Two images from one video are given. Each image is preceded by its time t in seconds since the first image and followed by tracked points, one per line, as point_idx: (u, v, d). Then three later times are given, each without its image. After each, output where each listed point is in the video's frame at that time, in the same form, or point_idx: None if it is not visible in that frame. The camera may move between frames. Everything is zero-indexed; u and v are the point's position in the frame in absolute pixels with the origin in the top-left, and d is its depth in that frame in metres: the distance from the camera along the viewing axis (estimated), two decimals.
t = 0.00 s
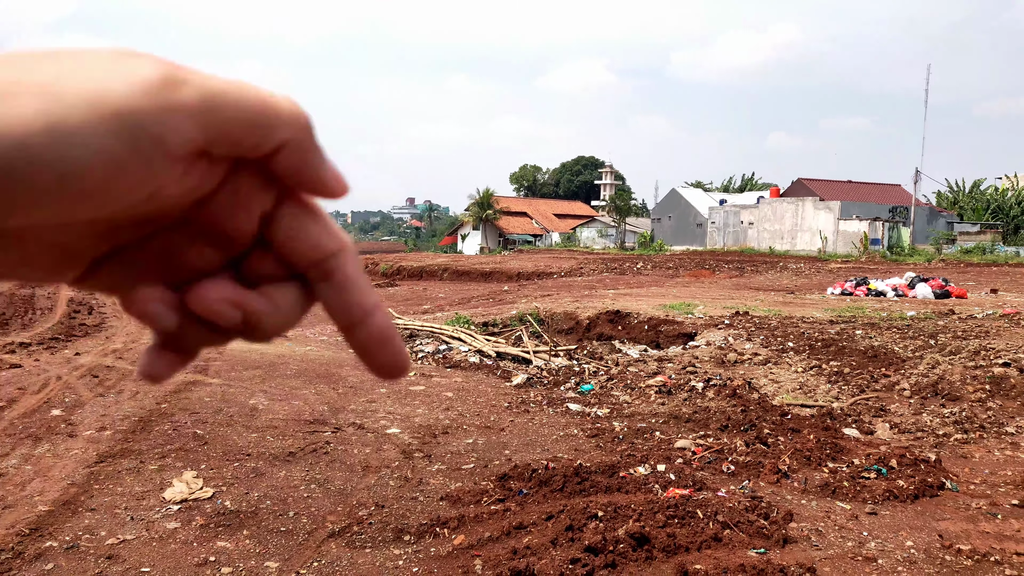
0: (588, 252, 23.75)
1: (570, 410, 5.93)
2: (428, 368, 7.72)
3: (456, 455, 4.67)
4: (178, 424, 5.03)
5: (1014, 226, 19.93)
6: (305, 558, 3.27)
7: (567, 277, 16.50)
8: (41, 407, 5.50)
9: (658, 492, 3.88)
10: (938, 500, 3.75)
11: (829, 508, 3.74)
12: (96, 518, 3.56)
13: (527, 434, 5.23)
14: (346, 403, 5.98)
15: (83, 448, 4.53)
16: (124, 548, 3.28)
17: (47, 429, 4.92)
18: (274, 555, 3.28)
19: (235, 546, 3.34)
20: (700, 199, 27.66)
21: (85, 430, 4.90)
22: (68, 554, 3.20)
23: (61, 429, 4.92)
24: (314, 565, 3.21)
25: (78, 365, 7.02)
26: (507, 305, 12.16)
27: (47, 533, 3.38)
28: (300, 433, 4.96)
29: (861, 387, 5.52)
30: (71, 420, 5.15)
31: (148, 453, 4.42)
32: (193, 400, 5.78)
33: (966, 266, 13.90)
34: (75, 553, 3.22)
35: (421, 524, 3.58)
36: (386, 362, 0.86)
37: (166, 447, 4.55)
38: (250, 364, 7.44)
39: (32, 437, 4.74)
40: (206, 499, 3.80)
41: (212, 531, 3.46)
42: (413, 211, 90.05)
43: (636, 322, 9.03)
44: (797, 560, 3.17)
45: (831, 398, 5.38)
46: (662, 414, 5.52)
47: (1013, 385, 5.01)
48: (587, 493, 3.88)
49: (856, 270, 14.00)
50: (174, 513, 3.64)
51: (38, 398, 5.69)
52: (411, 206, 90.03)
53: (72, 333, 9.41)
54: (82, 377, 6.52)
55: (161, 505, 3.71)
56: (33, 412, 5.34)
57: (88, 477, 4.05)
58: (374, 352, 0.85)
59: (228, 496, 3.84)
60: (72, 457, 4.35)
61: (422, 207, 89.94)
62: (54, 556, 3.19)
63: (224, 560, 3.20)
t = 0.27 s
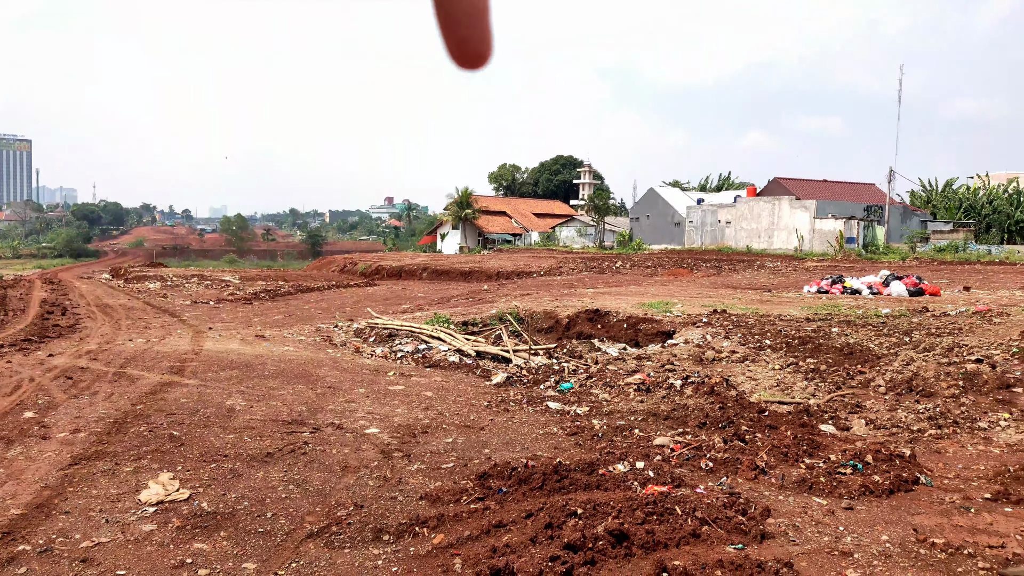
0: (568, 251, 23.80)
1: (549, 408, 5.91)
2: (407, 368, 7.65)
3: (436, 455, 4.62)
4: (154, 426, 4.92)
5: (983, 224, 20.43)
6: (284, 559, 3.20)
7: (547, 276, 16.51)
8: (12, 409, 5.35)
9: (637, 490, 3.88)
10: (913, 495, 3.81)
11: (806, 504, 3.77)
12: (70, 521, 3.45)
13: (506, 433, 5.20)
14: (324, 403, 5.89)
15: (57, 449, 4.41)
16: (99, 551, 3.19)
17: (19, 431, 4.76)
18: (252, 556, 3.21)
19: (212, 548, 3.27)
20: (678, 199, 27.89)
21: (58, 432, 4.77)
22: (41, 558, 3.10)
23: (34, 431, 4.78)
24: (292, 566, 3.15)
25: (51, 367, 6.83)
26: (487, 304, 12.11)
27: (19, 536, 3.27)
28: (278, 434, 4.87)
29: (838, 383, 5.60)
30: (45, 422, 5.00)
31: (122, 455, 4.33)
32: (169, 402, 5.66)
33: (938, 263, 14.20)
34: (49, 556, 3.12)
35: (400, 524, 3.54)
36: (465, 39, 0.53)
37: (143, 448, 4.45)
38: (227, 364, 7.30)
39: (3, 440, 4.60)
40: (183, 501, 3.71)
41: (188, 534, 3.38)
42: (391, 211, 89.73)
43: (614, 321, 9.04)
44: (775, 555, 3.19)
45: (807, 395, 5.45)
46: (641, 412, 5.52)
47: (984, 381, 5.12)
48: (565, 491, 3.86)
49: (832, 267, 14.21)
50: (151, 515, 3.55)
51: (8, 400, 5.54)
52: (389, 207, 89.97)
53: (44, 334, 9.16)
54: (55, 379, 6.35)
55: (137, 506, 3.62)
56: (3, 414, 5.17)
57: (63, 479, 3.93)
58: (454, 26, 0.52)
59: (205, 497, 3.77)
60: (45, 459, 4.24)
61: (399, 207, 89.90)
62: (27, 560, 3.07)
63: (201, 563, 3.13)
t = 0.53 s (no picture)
0: (554, 251, 23.82)
1: (535, 408, 5.89)
2: (393, 368, 7.59)
3: (422, 456, 4.58)
4: (136, 428, 4.84)
5: (963, 224, 20.74)
6: (269, 561, 3.15)
7: (533, 276, 16.50)
8: None
9: (622, 489, 3.87)
10: (895, 493, 3.84)
11: (790, 503, 3.79)
12: (50, 523, 3.37)
13: (493, 434, 5.17)
14: (309, 404, 5.82)
15: (37, 452, 4.32)
16: (80, 554, 3.12)
17: None
18: (236, 558, 3.15)
19: (196, 550, 3.21)
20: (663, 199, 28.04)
21: (37, 434, 4.67)
22: (21, 562, 3.02)
23: (12, 433, 4.67)
24: (277, 568, 3.10)
25: (32, 368, 6.69)
26: (473, 305, 12.07)
27: None
28: (262, 435, 4.80)
29: (822, 383, 5.65)
30: (24, 424, 4.89)
31: (104, 457, 4.25)
32: (151, 403, 5.56)
33: (920, 263, 14.38)
34: (29, 560, 3.04)
35: (385, 525, 3.50)
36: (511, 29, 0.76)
37: (125, 450, 4.37)
38: (210, 365, 7.20)
39: None
40: (166, 503, 3.64)
41: (171, 536, 3.32)
42: (377, 211, 89.29)
43: (600, 321, 9.04)
44: (760, 554, 3.20)
45: (792, 395, 5.48)
46: (627, 412, 5.52)
47: (966, 380, 5.18)
48: (551, 491, 3.84)
49: (816, 267, 14.34)
50: (134, 517, 3.48)
51: None
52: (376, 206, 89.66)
53: (23, 335, 8.98)
54: (35, 380, 6.22)
55: (120, 509, 3.54)
56: None
57: (43, 481, 3.85)
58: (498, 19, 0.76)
59: (189, 499, 3.71)
60: (24, 462, 4.14)
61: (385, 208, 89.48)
62: (5, 565, 2.99)
63: (184, 565, 3.07)
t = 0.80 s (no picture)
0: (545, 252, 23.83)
1: (526, 409, 5.87)
2: (383, 369, 7.55)
3: (412, 457, 4.56)
4: (124, 429, 4.78)
5: (951, 225, 20.95)
6: (258, 563, 3.12)
7: (524, 277, 16.48)
8: None
9: (612, 489, 3.86)
10: (884, 492, 3.86)
11: (780, 502, 3.80)
12: (36, 526, 3.33)
13: (483, 434, 5.15)
14: (298, 405, 5.77)
15: (23, 454, 4.26)
16: (67, 557, 3.08)
17: None
18: (224, 560, 3.12)
19: (184, 552, 3.17)
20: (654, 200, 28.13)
21: (24, 436, 4.60)
22: (6, 566, 2.97)
23: None
24: (267, 570, 3.07)
25: (19, 370, 6.61)
26: (464, 305, 12.03)
27: None
28: (252, 437, 4.75)
29: (811, 382, 5.68)
30: (11, 426, 4.82)
31: (92, 458, 4.20)
32: (140, 404, 5.50)
33: (908, 264, 14.53)
34: (14, 564, 2.99)
35: (375, 526, 3.48)
36: (570, 149, 0.55)
37: (113, 452, 4.31)
38: (199, 366, 7.13)
39: None
40: (155, 505, 3.60)
41: (160, 538, 3.28)
42: (368, 211, 89.01)
43: (591, 321, 9.04)
44: (749, 553, 3.20)
45: (782, 394, 5.50)
46: (617, 412, 5.52)
47: (953, 380, 5.23)
48: (542, 491, 3.83)
49: (805, 268, 14.42)
50: (122, 519, 3.44)
51: None
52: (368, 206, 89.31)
53: (10, 335, 8.86)
54: (21, 382, 6.14)
55: (108, 511, 3.49)
56: None
57: (30, 484, 3.80)
58: (561, 137, 0.54)
59: (177, 501, 3.66)
60: (10, 464, 4.08)
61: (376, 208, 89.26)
62: None
63: (172, 568, 3.04)
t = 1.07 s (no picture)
0: (537, 251, 23.82)
1: (517, 408, 5.87)
2: (375, 369, 7.52)
3: (403, 456, 4.54)
4: (115, 430, 4.73)
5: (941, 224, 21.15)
6: (248, 563, 3.10)
7: (516, 276, 16.47)
8: None
9: (603, 488, 3.86)
10: (873, 490, 3.88)
11: (770, 500, 3.81)
12: (24, 528, 3.28)
13: (474, 434, 5.14)
14: (289, 405, 5.74)
15: (11, 455, 4.20)
16: (55, 559, 3.04)
17: None
18: (214, 561, 3.09)
19: (174, 553, 3.14)
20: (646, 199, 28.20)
21: (12, 437, 4.54)
22: None
23: None
24: (257, 570, 3.05)
25: (8, 371, 6.54)
26: (456, 305, 12.01)
27: None
28: (242, 437, 4.72)
29: (801, 381, 5.71)
30: None
31: (82, 459, 4.15)
32: (131, 404, 5.45)
33: (898, 262, 14.66)
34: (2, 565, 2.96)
35: (366, 526, 3.46)
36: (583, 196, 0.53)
37: (102, 453, 4.27)
38: (190, 366, 7.08)
39: None
40: (145, 506, 3.56)
41: (149, 539, 3.25)
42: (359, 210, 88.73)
43: (583, 321, 9.04)
44: (739, 552, 3.21)
45: (773, 393, 5.53)
46: (608, 411, 5.52)
47: (943, 378, 5.28)
48: (532, 490, 3.82)
49: (796, 267, 14.50)
50: (111, 520, 3.40)
51: None
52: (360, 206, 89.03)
53: None
54: (10, 383, 6.07)
55: (97, 513, 3.45)
56: None
57: (19, 485, 3.75)
58: (574, 183, 0.52)
59: (167, 501, 3.62)
60: None
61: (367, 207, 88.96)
62: None
63: (162, 569, 3.01)
